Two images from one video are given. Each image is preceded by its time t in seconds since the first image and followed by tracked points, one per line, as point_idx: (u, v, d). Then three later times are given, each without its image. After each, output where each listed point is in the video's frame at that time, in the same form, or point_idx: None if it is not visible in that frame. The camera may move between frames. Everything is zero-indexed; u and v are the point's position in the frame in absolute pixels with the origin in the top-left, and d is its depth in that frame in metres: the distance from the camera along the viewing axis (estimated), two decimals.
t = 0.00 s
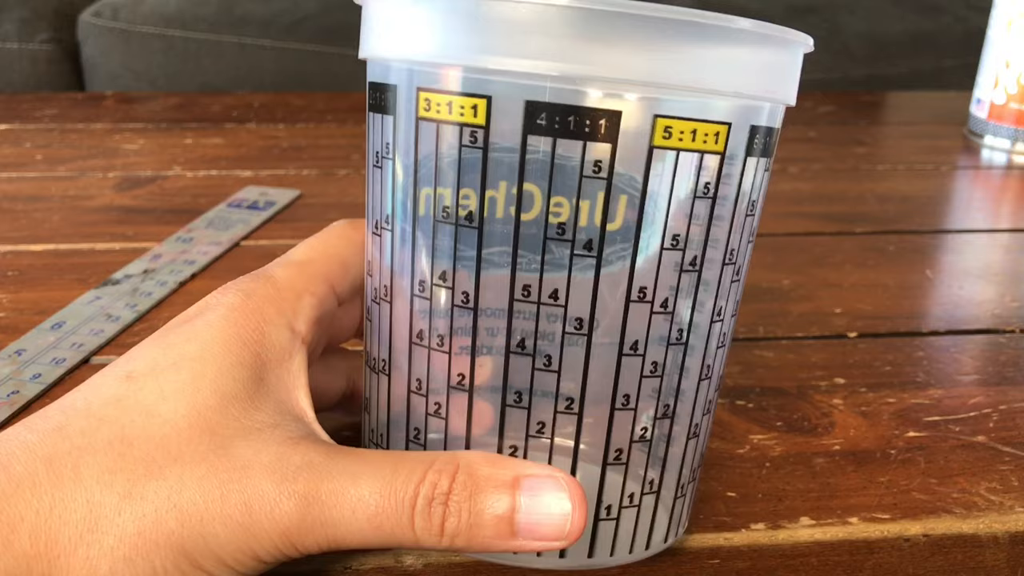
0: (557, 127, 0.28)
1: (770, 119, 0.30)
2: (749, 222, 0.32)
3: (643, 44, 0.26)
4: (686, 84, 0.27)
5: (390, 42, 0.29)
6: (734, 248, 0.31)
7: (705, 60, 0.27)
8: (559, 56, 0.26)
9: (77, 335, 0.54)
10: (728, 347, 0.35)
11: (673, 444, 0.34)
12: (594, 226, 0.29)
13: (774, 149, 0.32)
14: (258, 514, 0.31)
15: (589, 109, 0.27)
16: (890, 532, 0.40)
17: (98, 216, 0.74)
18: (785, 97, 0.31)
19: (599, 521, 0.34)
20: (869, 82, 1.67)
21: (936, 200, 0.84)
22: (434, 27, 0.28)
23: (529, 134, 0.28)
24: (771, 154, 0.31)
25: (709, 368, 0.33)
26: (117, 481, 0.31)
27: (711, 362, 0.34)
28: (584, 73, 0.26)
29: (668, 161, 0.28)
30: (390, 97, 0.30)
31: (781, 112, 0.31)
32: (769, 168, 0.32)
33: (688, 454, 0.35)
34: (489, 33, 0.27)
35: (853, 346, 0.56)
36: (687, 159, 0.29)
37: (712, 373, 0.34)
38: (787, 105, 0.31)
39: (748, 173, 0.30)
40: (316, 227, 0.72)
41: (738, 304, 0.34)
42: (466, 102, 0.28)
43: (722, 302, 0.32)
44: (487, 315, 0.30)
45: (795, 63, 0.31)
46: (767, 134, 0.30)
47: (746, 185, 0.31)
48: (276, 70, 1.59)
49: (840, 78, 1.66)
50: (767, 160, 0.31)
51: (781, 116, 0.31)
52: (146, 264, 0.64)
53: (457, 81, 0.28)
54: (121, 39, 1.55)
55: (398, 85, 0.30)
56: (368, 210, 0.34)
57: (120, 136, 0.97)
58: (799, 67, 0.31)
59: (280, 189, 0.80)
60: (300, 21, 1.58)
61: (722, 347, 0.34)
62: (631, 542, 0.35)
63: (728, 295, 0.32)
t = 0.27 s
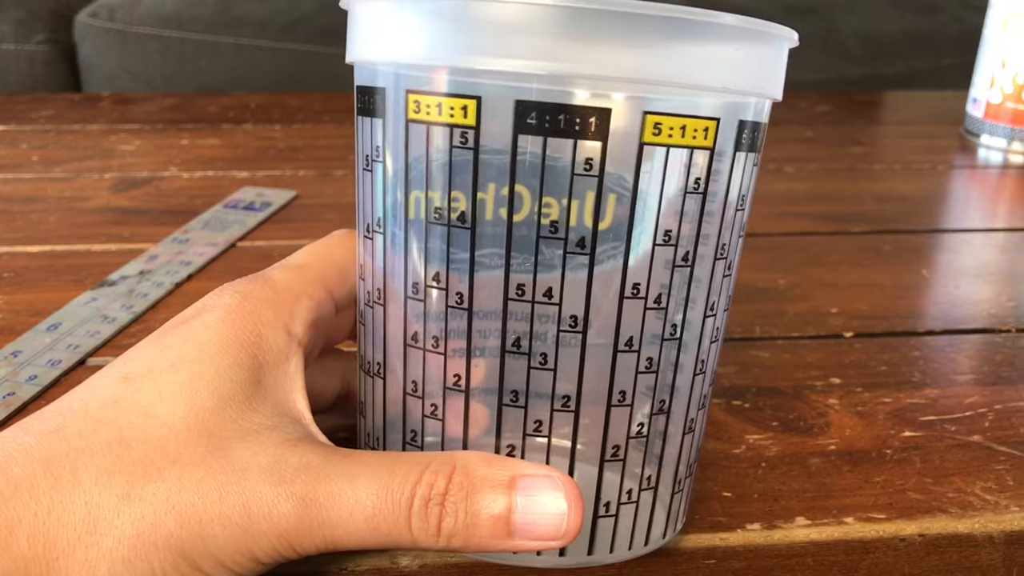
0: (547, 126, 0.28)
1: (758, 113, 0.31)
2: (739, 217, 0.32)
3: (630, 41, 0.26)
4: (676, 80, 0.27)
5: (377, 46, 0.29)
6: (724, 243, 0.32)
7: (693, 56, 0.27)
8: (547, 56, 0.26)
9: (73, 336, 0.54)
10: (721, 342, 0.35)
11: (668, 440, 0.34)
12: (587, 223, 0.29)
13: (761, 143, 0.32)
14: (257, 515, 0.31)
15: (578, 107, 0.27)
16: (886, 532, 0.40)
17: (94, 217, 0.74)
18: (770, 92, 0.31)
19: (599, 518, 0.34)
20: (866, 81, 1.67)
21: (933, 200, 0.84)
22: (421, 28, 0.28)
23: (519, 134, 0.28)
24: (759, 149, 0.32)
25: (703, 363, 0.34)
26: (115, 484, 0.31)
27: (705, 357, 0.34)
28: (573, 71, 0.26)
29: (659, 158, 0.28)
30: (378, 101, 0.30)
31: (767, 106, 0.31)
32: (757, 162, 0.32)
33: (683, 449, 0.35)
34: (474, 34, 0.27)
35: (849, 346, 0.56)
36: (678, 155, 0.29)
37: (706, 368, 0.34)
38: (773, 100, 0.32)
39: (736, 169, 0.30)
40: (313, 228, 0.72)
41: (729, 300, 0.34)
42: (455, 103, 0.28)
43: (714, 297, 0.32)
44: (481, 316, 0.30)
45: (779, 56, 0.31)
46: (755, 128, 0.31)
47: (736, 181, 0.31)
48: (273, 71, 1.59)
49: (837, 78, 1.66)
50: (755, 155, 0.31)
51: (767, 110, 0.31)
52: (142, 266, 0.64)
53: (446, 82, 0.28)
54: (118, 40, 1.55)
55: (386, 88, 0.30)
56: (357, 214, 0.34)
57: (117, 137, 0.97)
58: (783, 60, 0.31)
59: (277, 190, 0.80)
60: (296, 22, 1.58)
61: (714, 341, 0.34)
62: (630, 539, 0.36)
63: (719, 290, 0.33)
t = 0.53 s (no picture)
0: (543, 123, 0.28)
1: (753, 109, 0.30)
2: (735, 213, 0.32)
3: (624, 38, 0.26)
4: (673, 77, 0.27)
5: (372, 45, 0.29)
6: (722, 239, 0.32)
7: (690, 52, 0.27)
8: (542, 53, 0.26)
9: (71, 336, 0.54)
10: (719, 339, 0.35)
11: (668, 438, 0.34)
12: (584, 220, 0.29)
13: (756, 140, 0.32)
14: (257, 514, 0.31)
15: (573, 104, 0.27)
16: (884, 531, 0.40)
17: (92, 217, 0.74)
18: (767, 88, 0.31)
19: (599, 515, 0.34)
20: (865, 81, 1.67)
21: (931, 200, 0.85)
22: (415, 27, 0.27)
23: (517, 132, 0.28)
24: (754, 145, 0.32)
25: (701, 359, 0.34)
26: (116, 482, 0.31)
27: (703, 352, 0.34)
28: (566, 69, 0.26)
29: (656, 154, 0.28)
30: (375, 100, 0.30)
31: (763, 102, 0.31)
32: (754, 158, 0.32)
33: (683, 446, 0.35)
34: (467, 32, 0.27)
35: (848, 346, 0.56)
36: (674, 151, 0.29)
37: (705, 364, 0.34)
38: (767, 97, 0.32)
39: (732, 165, 0.30)
40: (311, 227, 0.72)
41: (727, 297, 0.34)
42: (451, 101, 0.28)
43: (711, 293, 0.32)
44: (479, 313, 0.30)
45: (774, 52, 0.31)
46: (750, 125, 0.31)
47: (732, 176, 0.31)
48: (272, 71, 1.59)
49: (835, 78, 1.66)
50: (751, 151, 0.31)
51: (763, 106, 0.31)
52: (140, 266, 0.64)
53: (442, 81, 0.28)
54: (116, 40, 1.55)
55: (382, 87, 0.30)
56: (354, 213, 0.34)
57: (115, 137, 0.97)
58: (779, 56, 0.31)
59: (276, 190, 0.80)
60: (294, 22, 1.57)
61: (712, 338, 0.34)
62: (630, 536, 0.36)
63: (716, 286, 0.33)
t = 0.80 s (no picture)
0: (556, 123, 0.28)
1: (757, 107, 0.31)
2: (741, 209, 0.32)
3: (630, 37, 0.26)
4: (680, 76, 0.27)
5: (377, 48, 0.29)
6: (729, 236, 0.32)
7: (698, 49, 0.27)
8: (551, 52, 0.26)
9: (71, 337, 0.54)
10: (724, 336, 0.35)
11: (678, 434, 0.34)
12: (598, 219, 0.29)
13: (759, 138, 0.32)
14: (276, 525, 0.31)
15: (585, 102, 0.27)
16: (884, 531, 0.40)
17: (92, 217, 0.74)
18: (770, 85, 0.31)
19: (613, 514, 0.34)
20: (864, 81, 1.67)
21: (931, 200, 0.85)
22: (422, 28, 0.27)
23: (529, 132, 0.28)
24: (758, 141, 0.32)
25: (709, 355, 0.34)
26: (133, 498, 0.31)
27: (711, 349, 0.34)
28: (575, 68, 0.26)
29: (667, 152, 0.28)
30: (381, 103, 0.30)
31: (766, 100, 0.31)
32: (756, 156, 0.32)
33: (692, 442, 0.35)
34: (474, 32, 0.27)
35: (847, 346, 0.56)
36: (685, 149, 0.29)
37: (713, 361, 0.34)
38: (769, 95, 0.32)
39: (739, 162, 0.31)
40: (311, 227, 0.72)
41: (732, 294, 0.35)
42: (460, 103, 0.28)
43: (719, 290, 0.32)
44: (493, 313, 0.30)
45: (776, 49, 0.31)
46: (754, 122, 0.31)
47: (739, 173, 0.31)
48: (271, 71, 1.59)
49: (835, 78, 1.66)
50: (755, 149, 0.32)
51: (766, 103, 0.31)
52: (141, 266, 0.64)
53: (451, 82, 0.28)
54: (116, 40, 1.55)
55: (389, 89, 0.30)
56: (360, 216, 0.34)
57: (115, 137, 0.97)
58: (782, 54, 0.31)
59: (276, 190, 0.80)
60: (294, 22, 1.57)
61: (719, 333, 0.34)
62: (642, 533, 0.36)
63: (724, 283, 0.33)
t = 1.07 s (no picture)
0: (589, 132, 0.28)
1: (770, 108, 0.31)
2: (756, 209, 0.33)
3: (650, 39, 0.26)
4: (700, 82, 0.27)
5: (393, 56, 0.29)
6: (744, 235, 0.32)
7: (712, 51, 0.27)
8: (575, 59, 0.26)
9: (71, 336, 0.54)
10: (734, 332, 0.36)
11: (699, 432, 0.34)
12: (630, 226, 0.29)
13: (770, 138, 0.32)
14: (319, 548, 0.30)
15: (618, 110, 0.27)
16: (885, 530, 0.40)
17: (92, 216, 0.74)
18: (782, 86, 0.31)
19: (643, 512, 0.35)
20: (864, 82, 1.67)
21: (930, 200, 0.85)
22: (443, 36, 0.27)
23: (563, 140, 0.28)
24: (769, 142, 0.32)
25: (727, 352, 0.35)
26: (171, 528, 0.30)
27: (728, 346, 0.35)
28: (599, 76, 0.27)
29: (696, 157, 0.29)
30: (401, 110, 0.30)
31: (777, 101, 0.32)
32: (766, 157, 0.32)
33: (710, 438, 0.36)
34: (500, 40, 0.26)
35: (847, 346, 0.56)
36: (711, 154, 0.29)
37: (729, 357, 0.35)
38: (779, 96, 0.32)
39: (756, 163, 0.31)
40: (311, 227, 0.72)
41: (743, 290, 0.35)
42: (491, 112, 0.28)
43: (737, 288, 0.33)
44: (526, 321, 0.30)
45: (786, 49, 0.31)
46: (767, 122, 0.31)
47: (756, 173, 0.32)
48: (270, 71, 1.59)
49: (835, 78, 1.66)
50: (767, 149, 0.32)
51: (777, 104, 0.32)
52: (141, 266, 0.64)
53: (477, 90, 0.28)
54: (115, 41, 1.55)
55: (412, 97, 0.29)
56: (375, 223, 0.33)
57: (114, 137, 0.97)
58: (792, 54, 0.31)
59: (276, 190, 0.80)
60: (293, 22, 1.57)
61: (734, 330, 0.35)
62: (663, 531, 0.36)
63: (740, 281, 0.33)
